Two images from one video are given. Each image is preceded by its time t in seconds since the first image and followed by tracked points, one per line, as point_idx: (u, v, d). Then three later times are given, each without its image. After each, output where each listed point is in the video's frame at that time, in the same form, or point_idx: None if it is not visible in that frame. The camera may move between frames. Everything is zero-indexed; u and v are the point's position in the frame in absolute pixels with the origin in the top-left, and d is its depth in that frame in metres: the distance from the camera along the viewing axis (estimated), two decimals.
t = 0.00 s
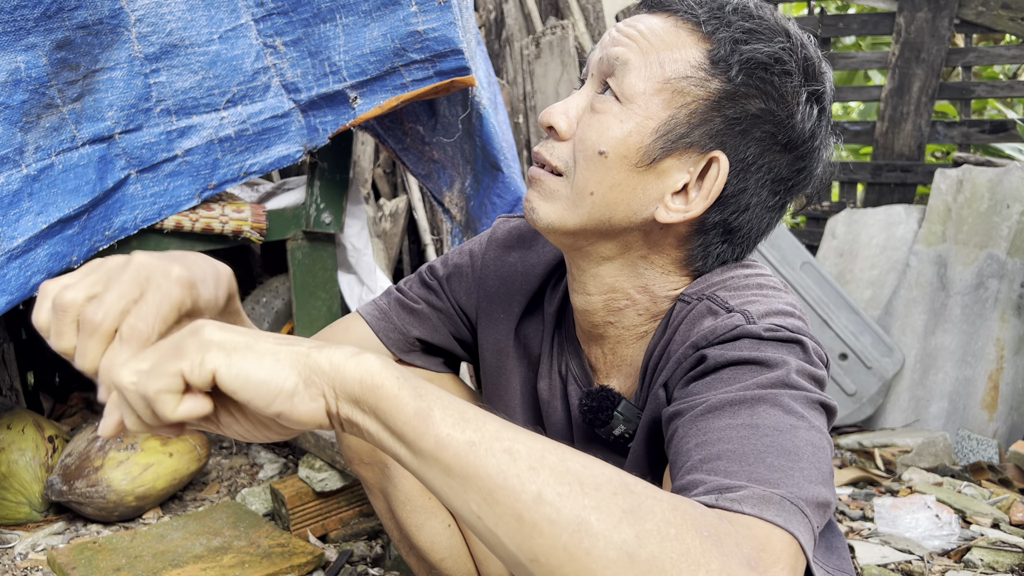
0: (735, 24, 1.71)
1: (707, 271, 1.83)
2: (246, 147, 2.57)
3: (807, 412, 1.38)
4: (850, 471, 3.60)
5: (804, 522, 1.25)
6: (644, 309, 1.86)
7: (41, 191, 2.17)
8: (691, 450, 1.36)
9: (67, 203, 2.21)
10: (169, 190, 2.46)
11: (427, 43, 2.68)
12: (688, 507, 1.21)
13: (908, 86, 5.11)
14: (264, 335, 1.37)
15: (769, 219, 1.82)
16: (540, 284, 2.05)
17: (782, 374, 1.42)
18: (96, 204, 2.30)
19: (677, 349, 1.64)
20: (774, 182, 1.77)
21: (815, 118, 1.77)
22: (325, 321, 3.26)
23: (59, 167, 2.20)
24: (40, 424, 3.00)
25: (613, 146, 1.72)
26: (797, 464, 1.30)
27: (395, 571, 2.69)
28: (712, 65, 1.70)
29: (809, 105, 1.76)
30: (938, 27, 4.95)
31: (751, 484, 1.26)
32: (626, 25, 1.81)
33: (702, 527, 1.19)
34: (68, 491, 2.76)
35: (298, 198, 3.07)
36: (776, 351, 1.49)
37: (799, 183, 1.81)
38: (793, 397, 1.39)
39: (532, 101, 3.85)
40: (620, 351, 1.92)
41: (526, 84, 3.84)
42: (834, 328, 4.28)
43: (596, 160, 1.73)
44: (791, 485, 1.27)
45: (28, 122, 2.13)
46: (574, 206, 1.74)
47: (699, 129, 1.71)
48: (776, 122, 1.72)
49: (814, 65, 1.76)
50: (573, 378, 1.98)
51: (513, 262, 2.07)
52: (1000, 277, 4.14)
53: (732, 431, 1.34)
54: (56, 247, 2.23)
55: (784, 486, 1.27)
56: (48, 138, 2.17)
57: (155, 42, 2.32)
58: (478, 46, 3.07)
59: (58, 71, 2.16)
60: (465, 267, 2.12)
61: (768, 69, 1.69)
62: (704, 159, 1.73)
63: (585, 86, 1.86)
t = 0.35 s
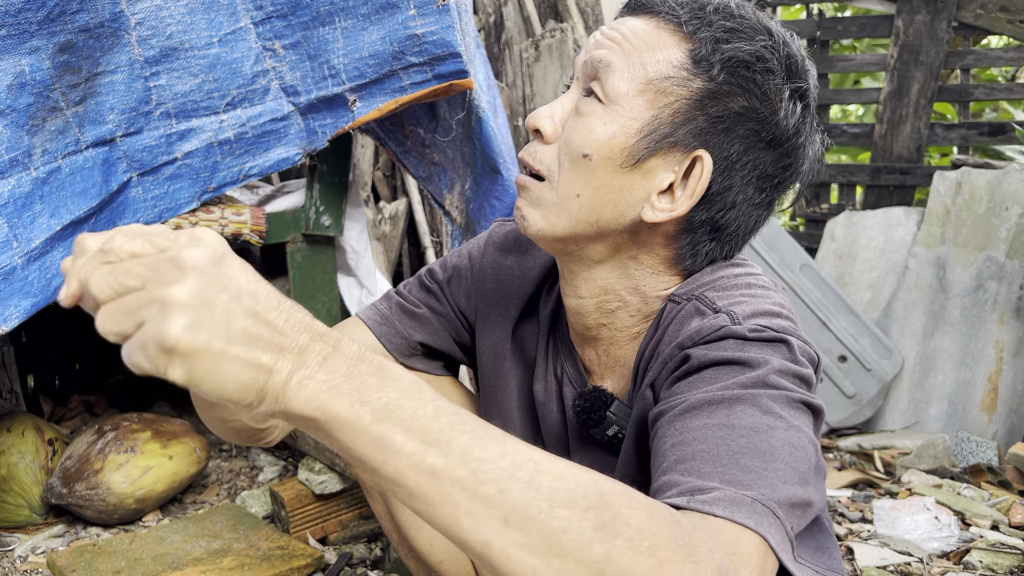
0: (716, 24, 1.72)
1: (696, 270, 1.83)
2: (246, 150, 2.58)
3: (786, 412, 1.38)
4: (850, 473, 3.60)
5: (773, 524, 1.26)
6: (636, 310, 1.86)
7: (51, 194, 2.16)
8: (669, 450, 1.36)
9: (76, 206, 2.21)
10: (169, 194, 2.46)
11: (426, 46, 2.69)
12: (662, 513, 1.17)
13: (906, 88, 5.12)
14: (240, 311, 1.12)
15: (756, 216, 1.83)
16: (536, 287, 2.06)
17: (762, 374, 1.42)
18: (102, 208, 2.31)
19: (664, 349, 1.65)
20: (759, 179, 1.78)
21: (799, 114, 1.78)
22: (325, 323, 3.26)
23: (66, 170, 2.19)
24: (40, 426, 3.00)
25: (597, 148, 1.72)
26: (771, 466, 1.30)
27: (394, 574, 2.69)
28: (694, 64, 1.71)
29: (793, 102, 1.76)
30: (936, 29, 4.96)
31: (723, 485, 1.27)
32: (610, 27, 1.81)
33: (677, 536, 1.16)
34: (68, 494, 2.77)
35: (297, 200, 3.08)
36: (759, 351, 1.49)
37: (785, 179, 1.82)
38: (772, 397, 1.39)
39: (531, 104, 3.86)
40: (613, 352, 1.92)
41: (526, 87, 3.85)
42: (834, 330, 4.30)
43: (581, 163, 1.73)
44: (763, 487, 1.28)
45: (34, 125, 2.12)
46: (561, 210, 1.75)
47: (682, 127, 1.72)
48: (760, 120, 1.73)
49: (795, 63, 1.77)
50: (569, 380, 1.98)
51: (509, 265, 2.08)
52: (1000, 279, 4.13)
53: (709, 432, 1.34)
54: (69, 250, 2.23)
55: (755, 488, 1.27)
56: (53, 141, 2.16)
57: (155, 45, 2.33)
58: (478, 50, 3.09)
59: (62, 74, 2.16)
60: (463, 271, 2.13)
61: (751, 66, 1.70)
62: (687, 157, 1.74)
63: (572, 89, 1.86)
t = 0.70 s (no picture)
0: (722, 31, 1.71)
1: (697, 277, 1.84)
2: (247, 154, 2.59)
3: (802, 416, 1.39)
4: (850, 475, 3.60)
5: (809, 528, 1.24)
6: (636, 315, 1.87)
7: (44, 198, 2.16)
8: (692, 462, 1.36)
9: (69, 209, 2.21)
10: (170, 197, 2.47)
11: (426, 50, 2.68)
12: (691, 525, 1.19)
13: (906, 91, 5.13)
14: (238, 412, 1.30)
15: (758, 224, 1.83)
16: (538, 289, 2.05)
17: (776, 380, 1.42)
18: (97, 211, 2.30)
19: (669, 357, 1.65)
20: (762, 187, 1.78)
21: (803, 124, 1.78)
22: (325, 326, 3.24)
23: (61, 174, 2.19)
24: (41, 430, 3.00)
25: (600, 156, 1.73)
26: (799, 470, 1.29)
27: None
28: (699, 72, 1.71)
29: (797, 110, 1.76)
30: (935, 32, 4.98)
31: (755, 493, 1.26)
32: (613, 33, 1.81)
33: (707, 544, 1.17)
34: (69, 497, 2.77)
35: (298, 203, 3.09)
36: (769, 356, 1.50)
37: (787, 189, 1.82)
38: (788, 402, 1.39)
39: (531, 107, 3.87)
40: (613, 357, 1.93)
41: (526, 90, 3.85)
42: (834, 333, 4.30)
43: (583, 169, 1.74)
44: (794, 491, 1.27)
45: (29, 129, 2.12)
46: (563, 216, 1.76)
47: (685, 136, 1.72)
48: (763, 129, 1.72)
49: (799, 71, 1.77)
50: (568, 383, 1.98)
51: (511, 267, 2.08)
52: (1000, 281, 4.15)
53: (731, 440, 1.33)
54: (59, 253, 2.22)
55: (787, 493, 1.26)
56: (49, 145, 2.16)
57: (155, 49, 2.34)
58: (477, 53, 3.10)
59: (60, 78, 2.16)
60: (466, 273, 2.13)
61: (755, 75, 1.70)
62: (690, 165, 1.74)
63: (576, 93, 1.86)
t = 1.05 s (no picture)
0: (711, 29, 1.72)
1: (694, 273, 1.83)
2: (247, 157, 2.59)
3: (784, 413, 1.39)
4: (852, 478, 3.59)
5: (773, 523, 1.27)
6: (634, 313, 1.87)
7: (34, 200, 2.17)
8: (670, 448, 1.37)
9: (60, 211, 2.22)
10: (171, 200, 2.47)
11: (427, 53, 2.69)
12: (668, 510, 1.20)
13: (906, 93, 5.13)
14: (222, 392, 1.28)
15: (752, 218, 1.83)
16: (537, 291, 2.06)
17: (762, 375, 1.43)
18: (92, 213, 2.31)
19: (663, 351, 1.65)
20: (755, 181, 1.79)
21: (793, 118, 1.79)
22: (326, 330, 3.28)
23: (53, 177, 2.21)
24: (41, 433, 3.00)
25: (596, 152, 1.73)
26: (770, 465, 1.31)
27: None
28: (690, 68, 1.72)
29: (786, 106, 1.78)
30: (935, 35, 4.98)
31: (724, 484, 1.28)
32: (607, 32, 1.82)
33: (681, 533, 1.19)
34: (70, 500, 2.77)
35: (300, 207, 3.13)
36: (759, 352, 1.50)
37: (780, 182, 1.83)
38: (771, 398, 1.40)
39: (531, 109, 3.86)
40: (612, 355, 1.92)
41: (526, 93, 3.85)
42: (834, 335, 4.29)
43: (579, 167, 1.74)
44: (763, 485, 1.29)
45: (23, 132, 2.14)
46: (560, 215, 1.75)
47: (679, 131, 1.73)
48: (756, 123, 1.74)
49: (789, 68, 1.78)
50: (568, 384, 1.99)
51: (511, 269, 2.09)
52: (1000, 284, 4.16)
53: (709, 431, 1.35)
54: (47, 254, 2.23)
55: (755, 487, 1.28)
56: (43, 147, 2.18)
57: (155, 53, 2.34)
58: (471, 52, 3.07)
59: (56, 81, 2.17)
60: (467, 276, 2.13)
61: (746, 71, 1.71)
62: (684, 160, 1.75)
63: (569, 94, 1.86)
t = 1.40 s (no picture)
0: (728, 39, 1.71)
1: (701, 283, 1.83)
2: (247, 160, 2.60)
3: (798, 414, 1.39)
4: (851, 480, 3.59)
5: (807, 527, 1.26)
6: (639, 319, 1.87)
7: (34, 203, 2.19)
8: (689, 466, 1.37)
9: (59, 214, 2.24)
10: (171, 203, 2.49)
11: (427, 56, 2.67)
12: (671, 539, 1.24)
13: (905, 96, 5.14)
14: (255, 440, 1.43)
15: (762, 230, 1.83)
16: (540, 294, 2.06)
17: (771, 380, 1.42)
18: (92, 216, 2.33)
19: (670, 363, 1.65)
20: (767, 195, 1.78)
21: (807, 132, 1.79)
22: (326, 332, 3.25)
23: (54, 180, 2.22)
24: (42, 436, 3.00)
25: (608, 161, 1.74)
26: (793, 469, 1.31)
27: None
28: (705, 80, 1.71)
29: (801, 119, 1.77)
30: (934, 37, 4.98)
31: (751, 495, 1.28)
32: (620, 39, 1.81)
33: (686, 555, 1.22)
34: (71, 503, 2.77)
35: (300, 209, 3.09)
36: (766, 358, 1.49)
37: (792, 196, 1.82)
38: (784, 401, 1.39)
39: (531, 112, 3.87)
40: (616, 361, 1.93)
41: (526, 96, 3.85)
42: (834, 337, 4.30)
43: (590, 175, 1.75)
44: (789, 490, 1.29)
45: (23, 135, 2.15)
46: (568, 220, 1.77)
47: (691, 142, 1.73)
48: (769, 136, 1.73)
49: (805, 79, 1.77)
50: (570, 387, 1.98)
51: (514, 269, 2.08)
52: (1000, 286, 4.15)
53: (726, 444, 1.35)
54: (45, 257, 2.25)
55: (781, 492, 1.28)
56: (43, 151, 2.19)
57: (156, 56, 2.34)
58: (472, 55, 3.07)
59: (56, 85, 2.18)
60: (470, 277, 2.13)
61: (760, 83, 1.70)
62: (696, 172, 1.75)
63: (581, 98, 1.87)
